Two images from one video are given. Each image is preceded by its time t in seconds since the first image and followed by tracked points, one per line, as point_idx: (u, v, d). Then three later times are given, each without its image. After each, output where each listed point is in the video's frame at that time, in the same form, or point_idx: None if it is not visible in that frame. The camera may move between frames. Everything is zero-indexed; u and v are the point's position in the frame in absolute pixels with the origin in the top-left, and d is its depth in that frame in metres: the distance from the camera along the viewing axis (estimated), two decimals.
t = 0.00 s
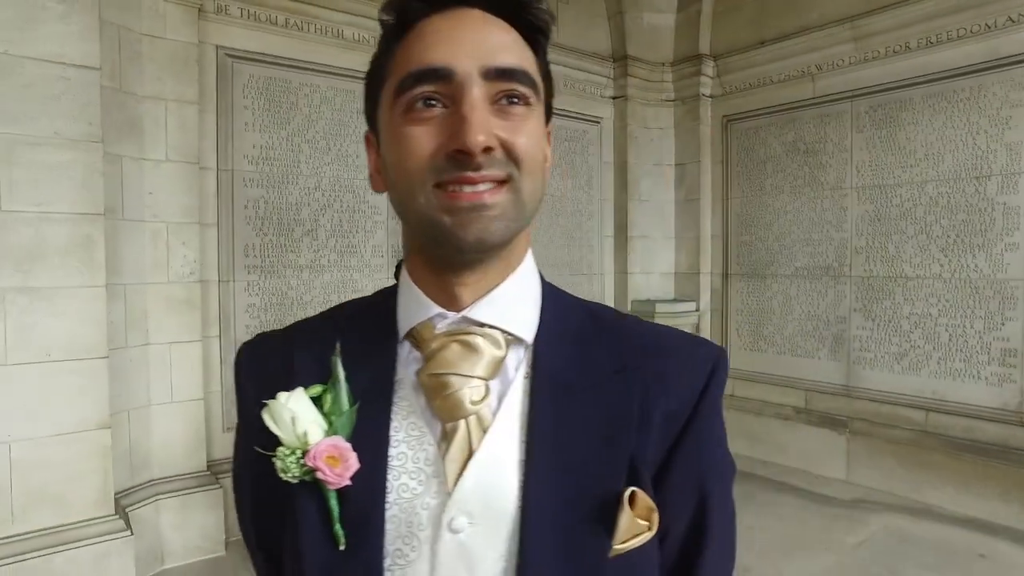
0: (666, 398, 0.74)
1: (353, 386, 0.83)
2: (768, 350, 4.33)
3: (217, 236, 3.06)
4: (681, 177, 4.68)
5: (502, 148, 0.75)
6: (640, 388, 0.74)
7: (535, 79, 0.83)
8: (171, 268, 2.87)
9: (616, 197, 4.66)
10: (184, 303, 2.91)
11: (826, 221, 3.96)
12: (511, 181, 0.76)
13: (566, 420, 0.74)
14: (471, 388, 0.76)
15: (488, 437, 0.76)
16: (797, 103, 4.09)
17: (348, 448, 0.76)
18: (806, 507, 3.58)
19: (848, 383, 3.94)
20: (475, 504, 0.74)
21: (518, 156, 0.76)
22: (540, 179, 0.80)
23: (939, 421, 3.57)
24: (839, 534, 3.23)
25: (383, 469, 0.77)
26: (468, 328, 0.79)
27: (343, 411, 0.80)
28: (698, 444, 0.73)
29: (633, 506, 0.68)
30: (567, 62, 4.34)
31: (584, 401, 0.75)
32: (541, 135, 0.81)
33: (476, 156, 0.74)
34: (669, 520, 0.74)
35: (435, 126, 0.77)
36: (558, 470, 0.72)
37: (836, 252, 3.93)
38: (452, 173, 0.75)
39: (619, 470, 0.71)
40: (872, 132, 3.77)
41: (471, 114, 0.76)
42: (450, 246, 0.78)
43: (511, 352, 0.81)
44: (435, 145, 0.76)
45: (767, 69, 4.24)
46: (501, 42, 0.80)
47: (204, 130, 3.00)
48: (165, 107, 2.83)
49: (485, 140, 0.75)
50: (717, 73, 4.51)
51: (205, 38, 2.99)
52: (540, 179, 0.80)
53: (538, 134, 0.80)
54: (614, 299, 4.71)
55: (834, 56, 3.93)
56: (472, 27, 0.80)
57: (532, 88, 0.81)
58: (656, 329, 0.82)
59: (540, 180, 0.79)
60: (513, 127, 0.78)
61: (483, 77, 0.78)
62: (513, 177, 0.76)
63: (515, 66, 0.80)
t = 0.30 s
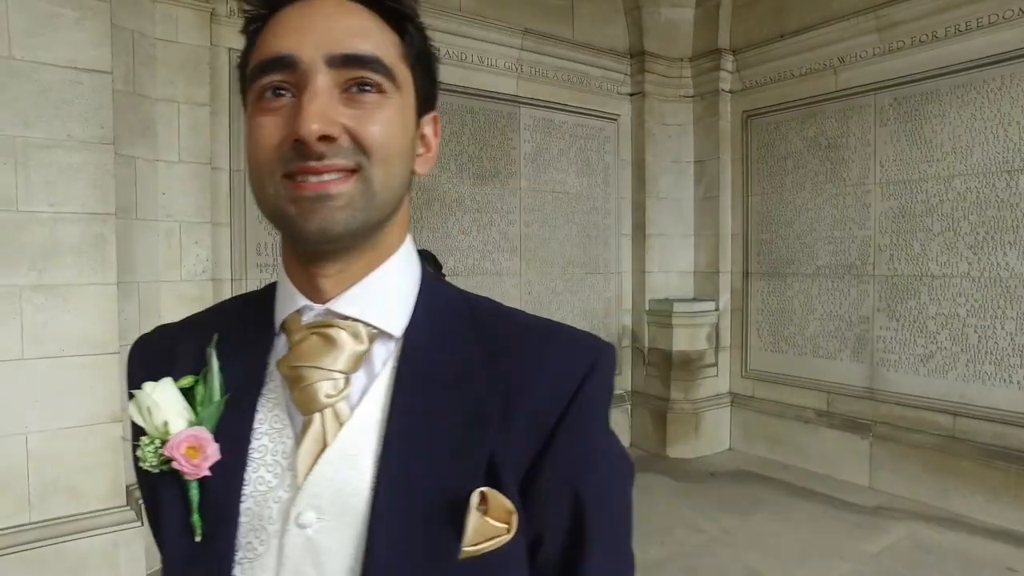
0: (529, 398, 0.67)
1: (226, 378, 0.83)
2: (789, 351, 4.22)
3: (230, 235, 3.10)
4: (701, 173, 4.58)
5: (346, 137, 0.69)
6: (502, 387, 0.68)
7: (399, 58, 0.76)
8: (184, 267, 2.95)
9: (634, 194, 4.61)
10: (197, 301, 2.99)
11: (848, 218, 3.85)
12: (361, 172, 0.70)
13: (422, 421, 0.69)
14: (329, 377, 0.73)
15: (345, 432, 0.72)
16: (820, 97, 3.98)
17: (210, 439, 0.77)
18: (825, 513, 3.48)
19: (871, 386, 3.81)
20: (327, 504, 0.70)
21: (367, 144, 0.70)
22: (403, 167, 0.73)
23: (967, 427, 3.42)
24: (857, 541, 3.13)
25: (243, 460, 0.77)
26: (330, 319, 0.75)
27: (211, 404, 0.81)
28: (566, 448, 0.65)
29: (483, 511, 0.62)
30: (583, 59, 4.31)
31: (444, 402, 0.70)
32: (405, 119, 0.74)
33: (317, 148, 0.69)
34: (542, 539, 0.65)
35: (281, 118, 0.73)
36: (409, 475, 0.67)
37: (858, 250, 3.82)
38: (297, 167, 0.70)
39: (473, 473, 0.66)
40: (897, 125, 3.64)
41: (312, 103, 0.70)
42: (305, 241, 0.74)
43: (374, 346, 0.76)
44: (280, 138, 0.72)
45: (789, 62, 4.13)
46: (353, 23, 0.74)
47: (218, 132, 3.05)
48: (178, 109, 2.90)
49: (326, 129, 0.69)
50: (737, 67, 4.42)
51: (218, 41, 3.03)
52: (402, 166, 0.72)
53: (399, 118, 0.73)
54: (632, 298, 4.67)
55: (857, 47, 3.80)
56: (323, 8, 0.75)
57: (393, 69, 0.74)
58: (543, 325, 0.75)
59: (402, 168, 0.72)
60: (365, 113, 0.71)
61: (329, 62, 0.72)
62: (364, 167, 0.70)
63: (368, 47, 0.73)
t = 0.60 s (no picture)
0: (387, 414, 0.60)
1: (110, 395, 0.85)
2: (818, 356, 4.09)
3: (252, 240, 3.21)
4: (728, 174, 4.50)
5: (187, 168, 0.65)
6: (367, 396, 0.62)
7: (259, 84, 0.71)
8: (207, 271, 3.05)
9: (659, 195, 4.56)
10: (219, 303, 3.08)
11: (880, 219, 3.71)
12: (207, 205, 0.66)
13: (279, 437, 0.63)
14: (189, 397, 0.69)
15: (202, 454, 0.67)
16: (850, 93, 3.85)
17: (82, 454, 0.79)
18: (853, 524, 3.36)
19: (905, 393, 3.67)
20: (176, 529, 0.65)
21: (212, 175, 0.66)
22: (259, 196, 0.68)
23: (1008, 439, 3.25)
24: (884, 556, 3.01)
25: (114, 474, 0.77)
26: (195, 341, 0.71)
27: (90, 418, 0.83)
28: (426, 464, 0.58)
29: (327, 538, 0.55)
30: (605, 60, 4.29)
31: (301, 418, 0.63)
32: (264, 145, 0.70)
33: (158, 182, 0.65)
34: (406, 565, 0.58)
35: (132, 150, 0.70)
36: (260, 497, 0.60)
37: (890, 251, 3.67)
38: (142, 202, 0.67)
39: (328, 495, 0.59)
40: (932, 121, 3.49)
41: (155, 135, 0.67)
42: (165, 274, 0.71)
43: (242, 364, 0.72)
44: (128, 171, 0.69)
45: (819, 57, 4.00)
46: (206, 52, 0.70)
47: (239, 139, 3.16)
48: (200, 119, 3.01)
49: (167, 162, 0.65)
50: (764, 64, 4.31)
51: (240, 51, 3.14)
52: (258, 195, 0.68)
53: (255, 145, 0.69)
54: (657, 300, 4.61)
55: (889, 41, 3.66)
56: (176, 38, 0.71)
57: (250, 95, 0.70)
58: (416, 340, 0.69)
59: (257, 197, 0.68)
60: (214, 142, 0.67)
61: (175, 92, 0.68)
62: (209, 199, 0.66)
63: (219, 74, 0.69)
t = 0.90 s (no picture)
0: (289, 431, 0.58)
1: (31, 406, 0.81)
2: (852, 361, 3.94)
3: (272, 243, 3.27)
4: (758, 173, 4.38)
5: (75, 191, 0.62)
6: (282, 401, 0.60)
7: (159, 101, 0.68)
8: (227, 273, 3.10)
9: (686, 195, 4.47)
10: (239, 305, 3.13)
11: (917, 219, 3.56)
12: (99, 226, 0.63)
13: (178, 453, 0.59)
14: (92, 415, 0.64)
15: (102, 475, 0.62)
16: (887, 88, 3.70)
17: None
18: (886, 538, 3.22)
19: (944, 402, 3.50)
20: (67, 551, 0.59)
21: (103, 197, 0.63)
22: (159, 216, 0.65)
23: None
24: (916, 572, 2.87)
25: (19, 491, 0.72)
26: (101, 360, 0.67)
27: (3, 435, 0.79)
28: (337, 467, 0.56)
29: (218, 566, 0.53)
30: (631, 58, 4.23)
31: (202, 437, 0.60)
32: (164, 164, 0.66)
33: (46, 206, 0.62)
34: None
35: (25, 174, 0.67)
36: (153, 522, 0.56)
37: (929, 253, 3.51)
38: (35, 227, 0.64)
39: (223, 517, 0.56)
40: (973, 116, 3.31)
41: (44, 157, 0.64)
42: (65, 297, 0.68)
43: (151, 384, 0.67)
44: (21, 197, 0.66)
45: (854, 51, 3.85)
46: (98, 71, 0.67)
47: (261, 143, 3.22)
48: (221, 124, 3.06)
49: (54, 184, 0.62)
50: (796, 60, 4.18)
51: (262, 57, 3.20)
52: (157, 216, 0.65)
53: (153, 164, 0.66)
54: (684, 302, 4.52)
55: (927, 33, 3.50)
56: (70, 58, 0.68)
57: (147, 113, 0.67)
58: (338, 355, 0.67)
59: (155, 217, 0.65)
60: (108, 163, 0.64)
61: (65, 112, 0.65)
62: (102, 222, 0.63)
63: (111, 94, 0.66)
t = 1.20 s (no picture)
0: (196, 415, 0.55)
1: None
2: (889, 363, 3.78)
3: (294, 240, 3.31)
4: (790, 168, 4.25)
5: None
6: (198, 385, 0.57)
7: (56, 75, 0.63)
8: (248, 270, 3.14)
9: (715, 191, 4.36)
10: (261, 301, 3.17)
11: (959, 214, 3.39)
12: None
13: (77, 437, 0.55)
14: None
15: (2, 465, 0.57)
16: (927, 77, 3.53)
17: None
18: (924, 549, 3.07)
19: (988, 407, 3.32)
20: None
21: None
22: (59, 196, 0.61)
23: None
24: None
25: None
26: (10, 345, 0.63)
27: None
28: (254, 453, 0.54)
29: (111, 562, 0.50)
30: (657, 52, 4.15)
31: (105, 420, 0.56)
32: (65, 141, 0.62)
33: None
34: None
35: None
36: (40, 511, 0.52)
37: (973, 250, 3.34)
38: None
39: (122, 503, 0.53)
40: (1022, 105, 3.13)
41: None
42: None
43: (64, 368, 0.62)
44: None
45: (891, 39, 3.69)
46: None
47: (283, 142, 3.27)
48: (244, 122, 3.11)
49: None
50: (830, 50, 4.04)
51: (284, 56, 3.25)
52: (57, 196, 0.61)
53: (51, 141, 0.61)
54: (713, 301, 4.42)
55: (971, 17, 3.32)
56: None
57: (42, 89, 0.62)
58: (257, 341, 0.66)
59: (55, 197, 0.60)
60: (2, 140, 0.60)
61: None
62: None
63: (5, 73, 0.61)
